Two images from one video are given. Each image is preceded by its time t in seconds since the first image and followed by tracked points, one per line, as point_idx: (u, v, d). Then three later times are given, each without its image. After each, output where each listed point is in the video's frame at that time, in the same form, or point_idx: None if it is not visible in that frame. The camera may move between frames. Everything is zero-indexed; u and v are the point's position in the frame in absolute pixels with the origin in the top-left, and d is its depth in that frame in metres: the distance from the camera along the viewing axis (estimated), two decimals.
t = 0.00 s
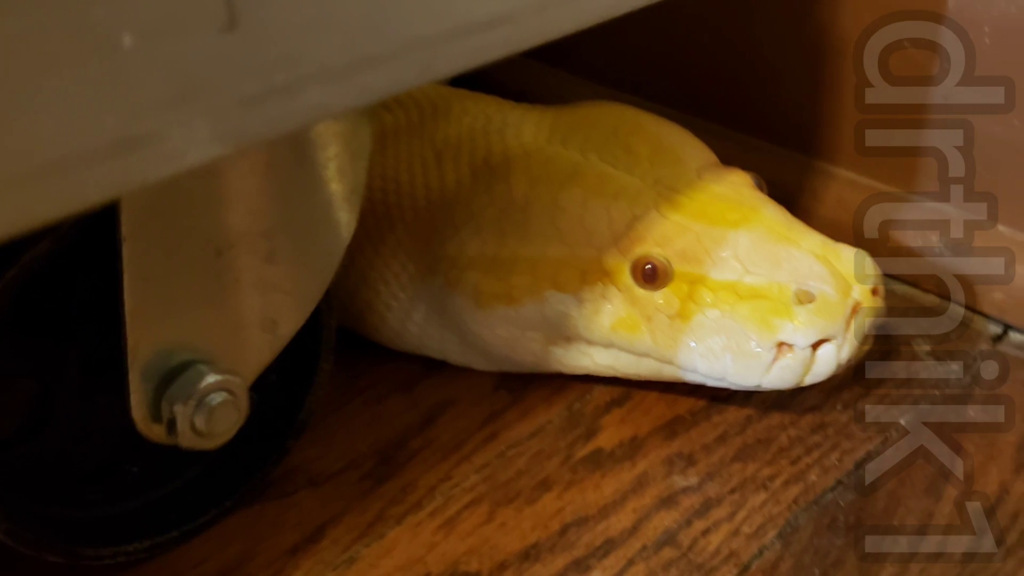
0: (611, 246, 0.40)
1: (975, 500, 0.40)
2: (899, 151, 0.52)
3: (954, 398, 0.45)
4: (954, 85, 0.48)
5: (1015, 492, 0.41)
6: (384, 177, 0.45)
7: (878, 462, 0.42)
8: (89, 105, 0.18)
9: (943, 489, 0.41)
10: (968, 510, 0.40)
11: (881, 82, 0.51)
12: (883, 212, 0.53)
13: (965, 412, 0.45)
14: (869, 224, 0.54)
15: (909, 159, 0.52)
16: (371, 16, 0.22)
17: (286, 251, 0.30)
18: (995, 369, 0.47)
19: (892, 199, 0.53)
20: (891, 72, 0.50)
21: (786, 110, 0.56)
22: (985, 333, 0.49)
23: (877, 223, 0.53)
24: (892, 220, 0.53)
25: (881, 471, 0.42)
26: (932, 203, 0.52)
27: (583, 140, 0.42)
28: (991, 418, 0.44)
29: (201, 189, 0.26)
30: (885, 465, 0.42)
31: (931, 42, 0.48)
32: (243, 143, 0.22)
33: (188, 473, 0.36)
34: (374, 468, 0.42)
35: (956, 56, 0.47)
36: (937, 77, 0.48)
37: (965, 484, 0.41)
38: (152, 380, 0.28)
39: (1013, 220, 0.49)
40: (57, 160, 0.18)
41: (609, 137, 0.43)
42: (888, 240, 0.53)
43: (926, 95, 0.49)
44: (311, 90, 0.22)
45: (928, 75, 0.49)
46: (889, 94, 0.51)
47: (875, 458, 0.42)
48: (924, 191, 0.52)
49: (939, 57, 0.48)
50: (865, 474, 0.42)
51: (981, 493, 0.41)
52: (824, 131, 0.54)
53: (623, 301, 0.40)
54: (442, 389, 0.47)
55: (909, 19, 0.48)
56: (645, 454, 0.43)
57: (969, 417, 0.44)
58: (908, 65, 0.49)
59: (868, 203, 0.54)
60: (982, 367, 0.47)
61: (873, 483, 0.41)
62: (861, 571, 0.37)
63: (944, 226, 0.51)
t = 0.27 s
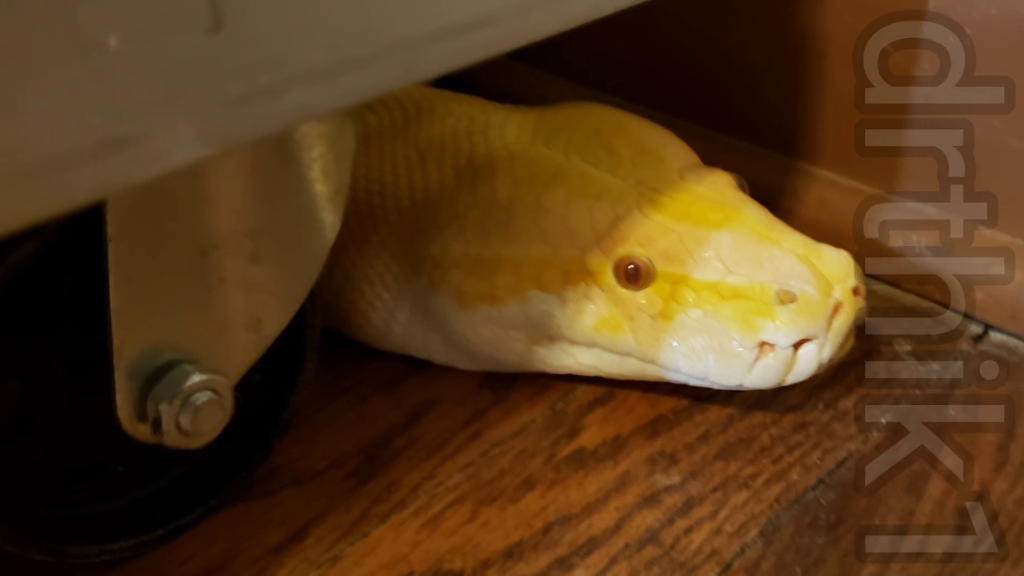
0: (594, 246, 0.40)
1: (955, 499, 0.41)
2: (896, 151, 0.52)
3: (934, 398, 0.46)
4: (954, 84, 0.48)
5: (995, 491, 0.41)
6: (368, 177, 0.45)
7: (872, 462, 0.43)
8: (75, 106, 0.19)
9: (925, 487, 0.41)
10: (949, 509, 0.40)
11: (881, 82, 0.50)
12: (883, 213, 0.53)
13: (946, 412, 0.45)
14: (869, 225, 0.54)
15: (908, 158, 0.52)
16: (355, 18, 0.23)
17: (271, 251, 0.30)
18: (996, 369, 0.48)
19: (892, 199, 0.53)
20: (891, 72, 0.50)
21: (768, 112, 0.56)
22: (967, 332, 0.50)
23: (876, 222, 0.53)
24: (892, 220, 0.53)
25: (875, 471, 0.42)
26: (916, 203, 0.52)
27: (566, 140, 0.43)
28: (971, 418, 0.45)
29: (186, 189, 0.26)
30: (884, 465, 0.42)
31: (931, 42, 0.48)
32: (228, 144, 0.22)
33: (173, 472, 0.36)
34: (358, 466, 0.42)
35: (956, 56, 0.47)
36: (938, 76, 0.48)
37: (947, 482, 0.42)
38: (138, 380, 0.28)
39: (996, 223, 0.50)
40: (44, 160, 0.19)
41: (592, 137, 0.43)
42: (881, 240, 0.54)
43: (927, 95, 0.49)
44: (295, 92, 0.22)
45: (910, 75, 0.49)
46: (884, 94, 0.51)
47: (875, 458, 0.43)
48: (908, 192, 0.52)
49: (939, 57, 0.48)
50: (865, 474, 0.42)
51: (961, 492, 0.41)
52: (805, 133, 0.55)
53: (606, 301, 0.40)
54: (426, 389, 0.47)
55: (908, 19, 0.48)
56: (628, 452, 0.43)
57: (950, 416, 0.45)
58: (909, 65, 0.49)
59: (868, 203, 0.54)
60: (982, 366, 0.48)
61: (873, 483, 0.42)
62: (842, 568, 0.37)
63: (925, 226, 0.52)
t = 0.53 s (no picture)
0: (577, 247, 0.40)
1: (936, 498, 0.41)
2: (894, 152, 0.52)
3: (915, 398, 0.46)
4: (954, 85, 0.48)
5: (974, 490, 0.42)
6: (352, 178, 0.45)
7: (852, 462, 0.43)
8: (61, 107, 0.19)
9: (906, 485, 0.42)
10: (930, 508, 0.41)
11: (881, 82, 0.50)
12: (883, 212, 0.53)
13: (927, 411, 0.46)
14: (869, 225, 0.54)
15: (908, 158, 0.51)
16: (340, 19, 0.23)
17: (255, 251, 0.30)
18: (995, 369, 0.48)
19: (893, 199, 0.53)
20: (891, 72, 0.50)
21: (750, 113, 0.57)
22: (947, 332, 0.50)
23: (876, 222, 0.53)
24: (892, 219, 0.53)
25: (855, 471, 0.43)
26: (896, 203, 0.53)
27: (549, 141, 0.43)
28: (951, 418, 0.45)
29: (171, 190, 0.26)
30: (884, 465, 0.43)
31: (930, 42, 0.48)
32: (213, 145, 0.22)
33: (158, 472, 0.36)
34: (342, 465, 0.43)
35: (955, 56, 0.47)
36: (937, 77, 0.48)
37: (927, 480, 0.42)
38: (124, 379, 0.28)
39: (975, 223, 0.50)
40: (30, 161, 0.19)
41: (575, 138, 0.43)
42: (881, 241, 0.53)
43: (926, 96, 0.49)
44: (279, 93, 0.23)
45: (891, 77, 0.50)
46: (884, 94, 0.50)
47: (875, 458, 0.43)
48: (887, 190, 0.53)
49: (938, 57, 0.48)
50: (864, 474, 0.43)
51: (942, 491, 0.42)
52: (786, 134, 0.56)
53: (589, 301, 0.40)
54: (410, 388, 0.47)
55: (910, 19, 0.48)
56: (610, 451, 0.43)
57: (932, 416, 0.45)
58: (908, 65, 0.49)
59: (869, 203, 0.53)
60: (983, 365, 0.48)
61: (872, 483, 0.42)
62: (823, 567, 0.38)
63: (906, 226, 0.53)
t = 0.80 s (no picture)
0: (560, 247, 0.41)
1: (917, 496, 0.42)
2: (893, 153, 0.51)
3: (896, 398, 0.47)
4: (954, 85, 0.48)
5: (954, 489, 0.42)
6: (336, 178, 0.45)
7: (832, 460, 0.44)
8: (47, 108, 0.19)
9: (887, 485, 0.42)
10: (911, 506, 0.41)
11: (881, 82, 0.50)
12: (884, 212, 0.53)
13: (909, 409, 0.46)
14: (869, 224, 0.53)
15: (907, 157, 0.51)
16: (324, 21, 0.23)
17: (240, 252, 0.30)
18: (995, 368, 0.49)
19: (893, 198, 0.53)
20: (891, 72, 0.49)
21: (732, 113, 0.57)
22: (928, 332, 0.51)
23: (877, 222, 0.53)
24: (892, 219, 0.53)
25: (836, 469, 0.43)
26: (875, 203, 0.53)
27: (532, 142, 0.43)
28: (932, 417, 0.46)
29: (156, 190, 0.26)
30: (885, 464, 0.43)
31: (931, 42, 0.47)
32: (198, 146, 0.22)
33: (144, 471, 0.36)
34: (327, 464, 0.43)
35: (956, 56, 0.47)
36: (938, 76, 0.48)
37: (908, 479, 0.43)
38: (109, 378, 0.28)
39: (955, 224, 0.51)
40: (17, 162, 0.19)
41: (558, 140, 0.44)
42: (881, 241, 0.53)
43: (926, 96, 0.49)
44: (264, 95, 0.23)
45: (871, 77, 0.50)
46: (885, 94, 0.50)
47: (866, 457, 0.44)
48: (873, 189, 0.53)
49: (939, 57, 0.48)
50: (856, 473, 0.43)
51: (923, 489, 0.42)
52: (767, 136, 0.56)
53: (571, 301, 0.41)
54: (394, 388, 0.47)
55: (914, 19, 0.48)
56: (593, 450, 0.44)
57: (914, 414, 0.46)
58: (908, 65, 0.49)
59: (868, 203, 0.53)
60: (982, 366, 0.49)
61: (864, 484, 0.42)
62: (804, 565, 0.38)
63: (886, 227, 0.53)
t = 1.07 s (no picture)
0: (542, 247, 0.41)
1: (897, 495, 0.42)
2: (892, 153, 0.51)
3: (876, 397, 0.47)
4: (954, 84, 0.47)
5: (935, 488, 0.42)
6: (320, 179, 0.45)
7: (813, 459, 0.44)
8: (32, 109, 0.19)
9: (868, 484, 0.43)
10: (891, 505, 0.41)
11: (881, 82, 0.50)
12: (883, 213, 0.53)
13: (889, 409, 0.47)
14: (868, 225, 0.53)
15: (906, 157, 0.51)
16: (307, 23, 0.23)
17: (225, 252, 0.30)
18: (995, 369, 0.49)
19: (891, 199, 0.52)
20: (891, 72, 0.49)
21: (714, 114, 0.58)
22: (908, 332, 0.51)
23: (876, 223, 0.53)
24: (890, 220, 0.53)
25: (817, 467, 0.43)
26: (855, 204, 0.54)
27: (515, 143, 0.44)
28: (913, 417, 0.46)
29: (142, 191, 0.26)
30: (875, 464, 0.43)
31: (930, 41, 0.47)
32: (183, 147, 0.22)
33: (129, 470, 0.36)
34: (311, 463, 0.43)
35: (956, 55, 0.46)
36: (937, 76, 0.47)
37: (888, 478, 0.43)
38: (94, 378, 0.28)
39: (935, 224, 0.51)
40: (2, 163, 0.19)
41: (541, 141, 0.44)
42: (881, 241, 0.53)
43: (926, 95, 0.48)
44: (248, 96, 0.23)
45: (852, 79, 0.51)
46: (884, 94, 0.50)
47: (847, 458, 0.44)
48: (871, 188, 0.53)
49: (938, 56, 0.47)
50: (837, 472, 0.43)
51: (903, 488, 0.42)
52: (748, 137, 0.57)
53: (554, 301, 0.41)
54: (378, 387, 0.48)
55: (914, 19, 0.47)
56: (576, 449, 0.44)
57: (894, 413, 0.46)
58: (908, 64, 0.48)
59: (866, 204, 0.53)
60: (982, 365, 0.49)
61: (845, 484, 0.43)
62: (785, 563, 0.38)
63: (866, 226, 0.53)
